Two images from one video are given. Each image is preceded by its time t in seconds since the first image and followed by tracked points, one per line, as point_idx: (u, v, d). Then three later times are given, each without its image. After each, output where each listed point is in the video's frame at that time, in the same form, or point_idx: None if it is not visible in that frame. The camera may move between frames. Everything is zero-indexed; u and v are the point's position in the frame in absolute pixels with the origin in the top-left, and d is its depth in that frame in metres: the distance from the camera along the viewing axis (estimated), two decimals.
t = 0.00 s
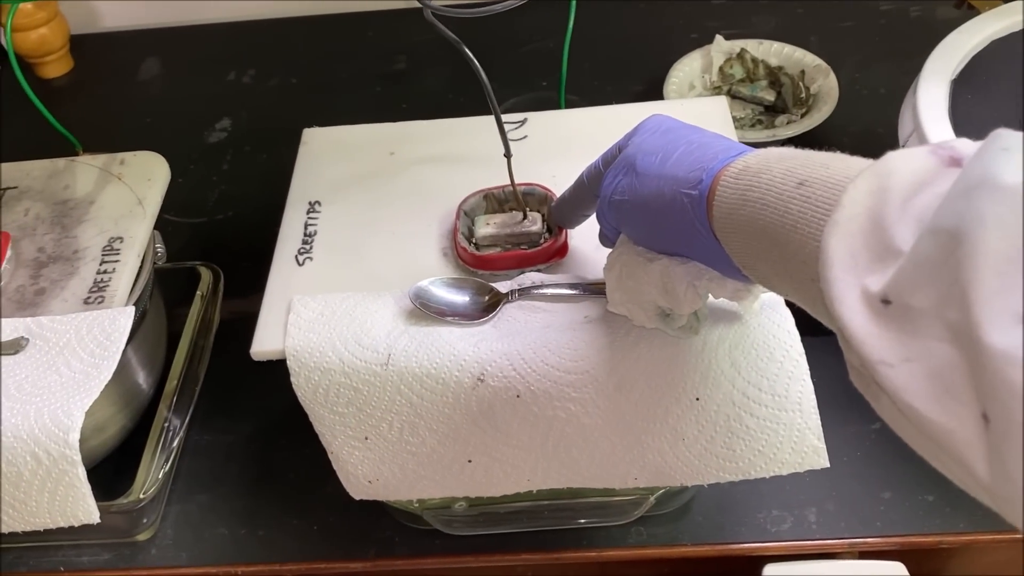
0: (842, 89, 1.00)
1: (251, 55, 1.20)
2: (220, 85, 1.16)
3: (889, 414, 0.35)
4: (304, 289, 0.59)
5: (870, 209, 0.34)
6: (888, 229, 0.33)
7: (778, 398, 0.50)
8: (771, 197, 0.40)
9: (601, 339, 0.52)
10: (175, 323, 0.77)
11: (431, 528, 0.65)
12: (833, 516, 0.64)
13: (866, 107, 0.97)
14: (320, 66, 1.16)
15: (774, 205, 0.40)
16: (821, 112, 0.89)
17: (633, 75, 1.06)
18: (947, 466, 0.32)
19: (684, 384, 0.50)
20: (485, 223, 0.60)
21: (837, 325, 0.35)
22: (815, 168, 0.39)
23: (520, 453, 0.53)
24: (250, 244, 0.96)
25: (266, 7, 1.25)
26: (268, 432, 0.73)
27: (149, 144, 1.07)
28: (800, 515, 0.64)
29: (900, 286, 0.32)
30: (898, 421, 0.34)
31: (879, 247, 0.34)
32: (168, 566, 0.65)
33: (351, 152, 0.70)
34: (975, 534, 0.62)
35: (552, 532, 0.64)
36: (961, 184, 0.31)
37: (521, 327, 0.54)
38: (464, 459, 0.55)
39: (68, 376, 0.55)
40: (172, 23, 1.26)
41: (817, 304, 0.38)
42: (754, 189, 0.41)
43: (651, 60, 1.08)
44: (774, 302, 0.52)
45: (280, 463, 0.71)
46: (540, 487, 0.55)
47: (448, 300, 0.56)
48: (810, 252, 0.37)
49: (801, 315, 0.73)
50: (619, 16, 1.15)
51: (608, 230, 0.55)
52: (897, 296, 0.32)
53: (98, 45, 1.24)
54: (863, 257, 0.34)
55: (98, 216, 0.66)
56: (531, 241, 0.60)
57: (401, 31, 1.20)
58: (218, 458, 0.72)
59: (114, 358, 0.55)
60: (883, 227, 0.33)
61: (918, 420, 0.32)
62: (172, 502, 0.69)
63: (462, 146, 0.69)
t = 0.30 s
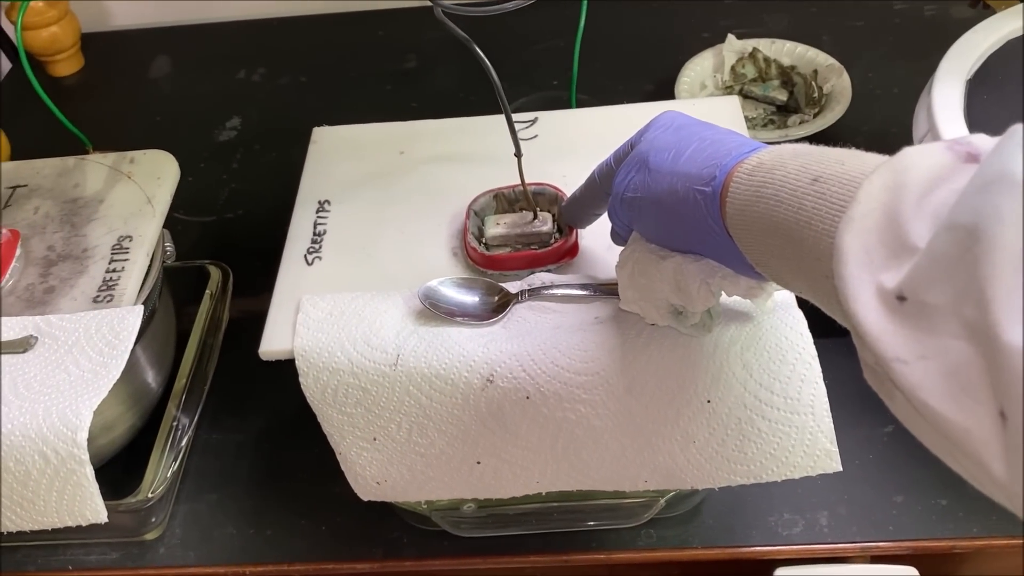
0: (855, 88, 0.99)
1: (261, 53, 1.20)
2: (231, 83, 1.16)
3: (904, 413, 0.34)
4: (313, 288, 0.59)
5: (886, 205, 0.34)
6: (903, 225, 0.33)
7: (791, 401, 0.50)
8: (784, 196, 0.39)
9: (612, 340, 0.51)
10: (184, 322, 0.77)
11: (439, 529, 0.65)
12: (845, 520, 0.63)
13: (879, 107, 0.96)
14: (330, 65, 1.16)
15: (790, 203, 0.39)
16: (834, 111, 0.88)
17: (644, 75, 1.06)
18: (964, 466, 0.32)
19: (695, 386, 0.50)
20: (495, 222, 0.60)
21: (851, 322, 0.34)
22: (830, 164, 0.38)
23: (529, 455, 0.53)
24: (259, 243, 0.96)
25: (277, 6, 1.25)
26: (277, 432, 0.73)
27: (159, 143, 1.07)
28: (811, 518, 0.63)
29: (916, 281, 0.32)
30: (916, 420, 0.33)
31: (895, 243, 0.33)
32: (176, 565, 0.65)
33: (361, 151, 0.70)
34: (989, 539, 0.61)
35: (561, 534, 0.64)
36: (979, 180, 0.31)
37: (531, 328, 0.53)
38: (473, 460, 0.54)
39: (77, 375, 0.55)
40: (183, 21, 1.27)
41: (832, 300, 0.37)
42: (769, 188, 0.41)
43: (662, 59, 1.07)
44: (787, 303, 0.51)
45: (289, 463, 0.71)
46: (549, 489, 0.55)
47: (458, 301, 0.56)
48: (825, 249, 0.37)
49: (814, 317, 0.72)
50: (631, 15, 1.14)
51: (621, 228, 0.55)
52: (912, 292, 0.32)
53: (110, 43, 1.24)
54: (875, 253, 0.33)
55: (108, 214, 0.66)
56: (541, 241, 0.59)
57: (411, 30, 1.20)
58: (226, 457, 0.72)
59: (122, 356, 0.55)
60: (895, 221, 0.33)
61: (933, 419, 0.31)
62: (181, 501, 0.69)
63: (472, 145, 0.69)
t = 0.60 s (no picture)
0: (865, 88, 0.98)
1: (268, 53, 1.20)
2: (237, 83, 1.16)
3: (921, 416, 0.33)
4: (317, 288, 0.58)
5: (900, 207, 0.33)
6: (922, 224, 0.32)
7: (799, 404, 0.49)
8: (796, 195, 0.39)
9: (618, 341, 0.51)
10: (188, 322, 0.76)
11: (444, 531, 0.64)
12: (854, 524, 0.62)
13: (889, 106, 0.95)
14: (337, 65, 1.16)
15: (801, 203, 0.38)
16: (843, 111, 0.87)
17: (651, 74, 1.05)
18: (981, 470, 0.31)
19: (702, 388, 0.49)
20: (500, 222, 0.59)
21: (866, 323, 0.33)
22: (840, 162, 0.37)
23: (534, 457, 0.52)
24: (265, 243, 0.95)
25: (283, 5, 1.24)
26: (282, 433, 0.73)
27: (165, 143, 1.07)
28: (820, 522, 0.63)
29: (933, 280, 0.31)
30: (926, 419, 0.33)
31: (910, 241, 0.32)
32: (180, 568, 0.65)
33: (366, 150, 0.69)
34: (1000, 544, 0.60)
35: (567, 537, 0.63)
36: (997, 175, 0.30)
37: (537, 329, 0.53)
38: (477, 463, 0.54)
39: (79, 376, 0.55)
40: (189, 21, 1.26)
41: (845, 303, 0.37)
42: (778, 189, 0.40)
43: (670, 58, 1.06)
44: (797, 304, 0.50)
45: (293, 464, 0.71)
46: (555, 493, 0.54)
47: (462, 301, 0.55)
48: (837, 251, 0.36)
49: (823, 318, 0.71)
50: (639, 14, 1.13)
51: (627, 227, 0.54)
52: (929, 291, 0.31)
53: (116, 43, 1.24)
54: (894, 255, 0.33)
55: (111, 214, 0.66)
56: (547, 241, 0.59)
57: (418, 29, 1.19)
58: (230, 458, 0.71)
59: (124, 357, 0.55)
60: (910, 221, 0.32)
61: (953, 421, 0.30)
62: (184, 502, 0.68)
63: (477, 145, 0.68)
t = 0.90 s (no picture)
0: (856, 83, 0.98)
1: (262, 47, 1.20)
2: (230, 77, 1.16)
3: None
4: (296, 277, 0.58)
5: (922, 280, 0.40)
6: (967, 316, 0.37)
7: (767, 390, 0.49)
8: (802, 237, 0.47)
9: (592, 331, 0.51)
10: (173, 312, 0.76)
11: (423, 522, 0.64)
12: (836, 517, 0.62)
13: (880, 101, 0.95)
14: (330, 59, 1.16)
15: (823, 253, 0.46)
16: (832, 104, 0.87)
17: (643, 68, 1.04)
18: None
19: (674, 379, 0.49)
20: (478, 212, 0.59)
21: None
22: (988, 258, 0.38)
23: (508, 447, 0.52)
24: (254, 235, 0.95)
25: None
26: (265, 424, 0.73)
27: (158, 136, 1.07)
28: (801, 515, 0.62)
29: None
30: (958, 415, 0.39)
31: None
32: (159, 557, 0.65)
33: (350, 140, 0.69)
34: (980, 539, 0.60)
35: (547, 528, 0.63)
36: None
37: (513, 318, 0.53)
38: (452, 452, 0.54)
39: (55, 362, 0.55)
40: (184, 15, 1.26)
41: (964, 408, 0.38)
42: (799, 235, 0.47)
43: (663, 52, 1.06)
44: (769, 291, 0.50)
45: (276, 455, 0.70)
46: (530, 483, 0.54)
47: (438, 290, 0.55)
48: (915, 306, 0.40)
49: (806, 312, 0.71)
50: (632, 9, 1.13)
51: (625, 237, 0.55)
52: None
53: (112, 37, 1.24)
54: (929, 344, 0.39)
55: (94, 203, 0.66)
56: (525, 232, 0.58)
57: (412, 24, 1.19)
58: (213, 449, 0.71)
59: (101, 344, 0.55)
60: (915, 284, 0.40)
61: None
62: (166, 492, 0.69)
63: (460, 135, 0.68)
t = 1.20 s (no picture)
0: (834, 74, 0.99)
1: (254, 36, 1.22)
2: (221, 65, 1.18)
3: None
4: (262, 252, 0.60)
5: None
6: None
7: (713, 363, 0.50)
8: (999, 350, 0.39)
9: (541, 304, 0.52)
10: (153, 290, 0.78)
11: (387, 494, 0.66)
12: (787, 493, 0.63)
13: (856, 92, 0.96)
14: (320, 48, 1.18)
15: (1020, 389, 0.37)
16: (805, 94, 0.88)
17: (626, 59, 1.06)
18: None
19: (617, 350, 0.50)
20: (440, 191, 0.60)
21: None
22: None
23: (460, 416, 0.54)
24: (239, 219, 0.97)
25: None
26: (238, 399, 0.74)
27: (150, 123, 1.10)
28: (753, 491, 0.64)
29: None
30: None
31: None
32: (132, 524, 0.67)
33: (323, 122, 0.71)
34: (929, 515, 0.61)
35: (506, 501, 0.65)
36: None
37: (467, 292, 0.55)
38: (408, 422, 0.55)
39: (27, 331, 0.57)
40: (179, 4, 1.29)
41: None
42: None
43: (645, 44, 1.07)
44: (718, 271, 0.52)
45: (248, 429, 0.72)
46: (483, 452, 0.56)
47: (397, 266, 0.56)
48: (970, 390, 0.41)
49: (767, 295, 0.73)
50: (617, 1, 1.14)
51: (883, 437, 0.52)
52: None
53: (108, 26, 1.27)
54: None
55: (73, 180, 0.68)
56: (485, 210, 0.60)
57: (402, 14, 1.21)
58: (187, 422, 0.73)
59: (72, 315, 0.57)
60: None
61: None
62: (141, 462, 0.71)
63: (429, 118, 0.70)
